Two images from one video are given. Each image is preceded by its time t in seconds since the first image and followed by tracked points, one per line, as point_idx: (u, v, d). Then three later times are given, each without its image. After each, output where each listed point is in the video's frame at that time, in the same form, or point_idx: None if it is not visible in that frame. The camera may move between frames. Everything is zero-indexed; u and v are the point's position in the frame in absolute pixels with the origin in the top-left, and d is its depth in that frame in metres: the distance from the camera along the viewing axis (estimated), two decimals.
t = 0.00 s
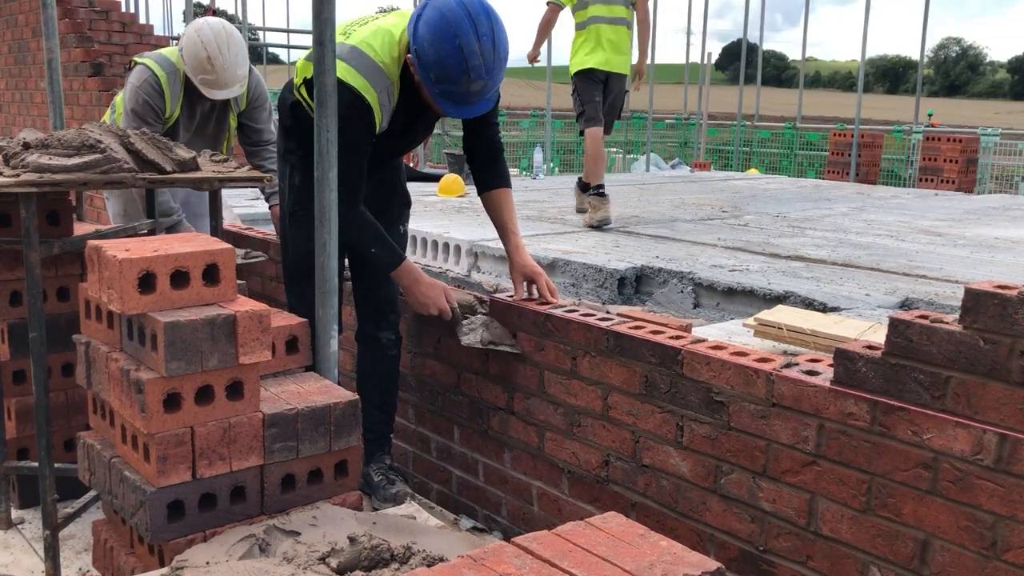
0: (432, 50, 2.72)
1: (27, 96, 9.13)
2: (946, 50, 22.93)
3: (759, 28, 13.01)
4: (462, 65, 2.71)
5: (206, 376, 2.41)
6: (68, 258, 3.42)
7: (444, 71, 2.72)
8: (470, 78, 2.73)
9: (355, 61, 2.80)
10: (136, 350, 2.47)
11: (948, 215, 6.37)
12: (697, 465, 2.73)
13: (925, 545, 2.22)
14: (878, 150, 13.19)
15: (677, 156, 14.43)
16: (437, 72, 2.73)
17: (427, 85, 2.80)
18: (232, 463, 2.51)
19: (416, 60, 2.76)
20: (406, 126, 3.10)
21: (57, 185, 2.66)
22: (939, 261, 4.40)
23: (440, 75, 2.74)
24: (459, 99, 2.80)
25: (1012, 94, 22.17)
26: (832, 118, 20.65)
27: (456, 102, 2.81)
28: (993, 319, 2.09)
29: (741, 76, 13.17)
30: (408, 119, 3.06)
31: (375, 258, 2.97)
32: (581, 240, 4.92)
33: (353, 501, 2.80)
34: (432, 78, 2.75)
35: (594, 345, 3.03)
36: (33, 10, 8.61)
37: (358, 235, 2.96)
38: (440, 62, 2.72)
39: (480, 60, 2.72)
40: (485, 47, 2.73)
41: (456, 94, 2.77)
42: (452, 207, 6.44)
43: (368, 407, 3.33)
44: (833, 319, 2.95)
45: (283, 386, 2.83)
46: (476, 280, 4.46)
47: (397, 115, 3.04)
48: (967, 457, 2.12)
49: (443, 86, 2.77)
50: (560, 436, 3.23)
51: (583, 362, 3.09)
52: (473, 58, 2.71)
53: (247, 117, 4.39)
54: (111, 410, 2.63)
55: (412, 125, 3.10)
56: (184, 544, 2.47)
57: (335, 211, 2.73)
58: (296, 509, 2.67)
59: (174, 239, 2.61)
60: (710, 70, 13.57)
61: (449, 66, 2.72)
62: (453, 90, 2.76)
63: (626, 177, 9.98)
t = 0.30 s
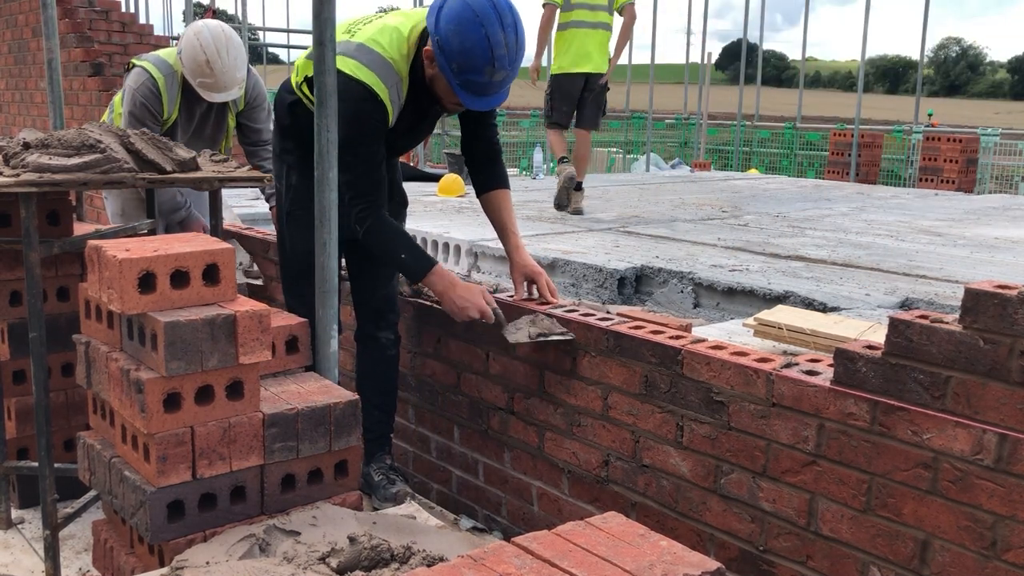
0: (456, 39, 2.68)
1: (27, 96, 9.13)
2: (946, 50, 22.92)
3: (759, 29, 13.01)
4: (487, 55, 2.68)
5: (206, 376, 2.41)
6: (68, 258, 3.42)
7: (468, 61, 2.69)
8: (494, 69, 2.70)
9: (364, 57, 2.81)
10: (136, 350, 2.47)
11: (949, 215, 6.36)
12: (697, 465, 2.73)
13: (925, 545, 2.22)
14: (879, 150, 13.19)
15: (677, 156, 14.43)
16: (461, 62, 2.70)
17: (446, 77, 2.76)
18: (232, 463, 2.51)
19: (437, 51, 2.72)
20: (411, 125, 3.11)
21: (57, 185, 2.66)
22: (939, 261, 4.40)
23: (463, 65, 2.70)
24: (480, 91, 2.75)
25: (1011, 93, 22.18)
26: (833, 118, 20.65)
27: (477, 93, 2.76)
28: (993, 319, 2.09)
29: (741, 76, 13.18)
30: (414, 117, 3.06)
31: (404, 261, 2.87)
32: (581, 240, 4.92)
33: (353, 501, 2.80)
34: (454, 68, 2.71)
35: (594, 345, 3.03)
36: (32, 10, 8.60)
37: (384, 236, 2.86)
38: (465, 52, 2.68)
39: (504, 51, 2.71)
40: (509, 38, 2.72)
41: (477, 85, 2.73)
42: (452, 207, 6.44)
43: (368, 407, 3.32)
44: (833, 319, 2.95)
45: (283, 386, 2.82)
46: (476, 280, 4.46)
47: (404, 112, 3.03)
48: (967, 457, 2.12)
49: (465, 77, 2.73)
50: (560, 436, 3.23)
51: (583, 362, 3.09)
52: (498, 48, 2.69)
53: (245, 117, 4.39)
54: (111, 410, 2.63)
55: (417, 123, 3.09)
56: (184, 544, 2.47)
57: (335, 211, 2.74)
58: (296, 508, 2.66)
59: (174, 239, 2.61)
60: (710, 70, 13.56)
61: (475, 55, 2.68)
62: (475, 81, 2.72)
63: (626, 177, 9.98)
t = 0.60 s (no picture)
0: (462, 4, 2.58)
1: (27, 96, 9.13)
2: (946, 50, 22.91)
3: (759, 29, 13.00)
4: (493, 19, 2.57)
5: (206, 376, 2.41)
6: (68, 258, 3.42)
7: (473, 25, 2.57)
8: (501, 33, 2.59)
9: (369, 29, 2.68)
10: (136, 350, 2.47)
11: (948, 215, 6.36)
12: (697, 465, 2.73)
13: (925, 545, 2.22)
14: (879, 150, 13.20)
15: (677, 156, 14.43)
16: (466, 28, 2.58)
17: (450, 45, 2.63)
18: (232, 463, 2.51)
19: (441, 18, 2.61)
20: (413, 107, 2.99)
21: (57, 185, 2.66)
22: (939, 261, 4.40)
23: (468, 31, 2.58)
24: (484, 59, 2.63)
25: (1011, 93, 22.17)
26: (833, 118, 20.65)
27: (482, 62, 2.64)
28: (993, 319, 2.09)
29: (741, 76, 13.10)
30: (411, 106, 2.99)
31: (431, 219, 2.61)
32: (581, 240, 4.92)
33: (353, 501, 2.80)
34: (459, 34, 2.59)
35: (594, 345, 3.03)
36: (33, 10, 8.61)
37: (402, 202, 2.61)
38: (471, 16, 2.57)
39: (510, 16, 2.61)
40: (515, 4, 2.62)
41: (484, 52, 2.60)
42: (452, 207, 6.45)
43: (368, 407, 3.32)
44: (833, 319, 2.95)
45: (283, 386, 2.83)
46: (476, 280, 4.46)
47: (404, 91, 2.91)
48: (967, 457, 2.12)
49: (470, 44, 2.61)
50: (560, 436, 3.23)
51: (583, 362, 3.09)
52: (504, 13, 2.59)
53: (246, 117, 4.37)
54: (111, 410, 2.63)
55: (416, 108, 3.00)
56: (184, 544, 2.47)
57: (335, 211, 2.74)
58: (296, 508, 2.67)
59: (174, 239, 2.61)
60: (710, 70, 13.55)
61: (479, 19, 2.56)
62: (482, 47, 2.60)
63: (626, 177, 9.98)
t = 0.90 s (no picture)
0: None
1: (27, 96, 9.14)
2: (947, 50, 22.91)
3: (760, 29, 13.00)
4: None
5: (206, 376, 2.41)
6: (68, 258, 3.42)
7: None
8: None
9: None
10: (136, 350, 2.47)
11: (949, 215, 6.36)
12: (697, 465, 2.73)
13: (926, 545, 2.22)
14: (879, 150, 13.20)
15: (677, 156, 14.43)
16: None
17: None
18: (232, 463, 2.51)
19: None
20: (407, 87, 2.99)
21: (57, 185, 2.66)
22: (939, 261, 4.40)
23: None
24: None
25: (1012, 93, 22.18)
26: (833, 118, 20.67)
27: None
28: (993, 319, 2.09)
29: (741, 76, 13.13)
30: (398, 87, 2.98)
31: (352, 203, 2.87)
32: (581, 240, 4.92)
33: (353, 502, 2.80)
34: None
35: (594, 345, 3.03)
36: (33, 10, 8.61)
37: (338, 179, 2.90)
38: None
39: None
40: None
41: None
42: (452, 207, 6.45)
43: (369, 407, 3.32)
44: (833, 319, 2.95)
45: (283, 386, 2.83)
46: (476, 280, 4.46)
47: (380, 67, 2.91)
48: (967, 457, 2.12)
49: None
50: (560, 436, 3.23)
51: (583, 362, 3.09)
52: None
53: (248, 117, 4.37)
54: (111, 410, 2.63)
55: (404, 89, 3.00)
56: (185, 544, 2.47)
57: (336, 212, 2.74)
58: (296, 509, 2.67)
59: (174, 239, 2.61)
60: (710, 70, 13.55)
61: None
62: None
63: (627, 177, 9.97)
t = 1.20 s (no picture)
0: None
1: (27, 96, 9.14)
2: (947, 50, 22.92)
3: (760, 28, 12.99)
4: None
5: (206, 376, 2.41)
6: (68, 258, 3.42)
7: None
8: None
9: None
10: (136, 350, 2.47)
11: (949, 215, 6.36)
12: (698, 465, 2.73)
13: (926, 545, 2.22)
14: (879, 150, 13.20)
15: (677, 156, 14.43)
16: None
17: None
18: (232, 463, 2.51)
19: None
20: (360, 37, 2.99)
21: (57, 185, 2.65)
22: (939, 261, 4.40)
23: None
24: None
25: (1011, 93, 22.22)
26: (833, 118, 20.68)
27: None
28: (993, 319, 2.09)
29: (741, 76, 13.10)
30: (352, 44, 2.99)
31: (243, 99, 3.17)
32: (581, 240, 4.92)
33: (353, 502, 2.80)
34: None
35: (594, 345, 3.03)
36: (33, 10, 8.62)
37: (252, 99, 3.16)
38: None
39: None
40: None
41: None
42: (452, 207, 6.45)
43: (368, 407, 3.32)
44: (833, 319, 2.95)
45: (283, 386, 2.83)
46: (476, 280, 4.46)
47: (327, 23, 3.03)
48: (968, 457, 2.12)
49: None
50: (560, 436, 3.23)
51: (583, 362, 3.09)
52: None
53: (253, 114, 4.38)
54: (111, 410, 2.63)
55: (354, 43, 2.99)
56: (184, 544, 2.47)
57: (336, 211, 2.74)
58: (296, 509, 2.67)
59: (174, 239, 2.61)
60: (710, 70, 13.55)
61: None
62: None
63: (627, 177, 9.97)
